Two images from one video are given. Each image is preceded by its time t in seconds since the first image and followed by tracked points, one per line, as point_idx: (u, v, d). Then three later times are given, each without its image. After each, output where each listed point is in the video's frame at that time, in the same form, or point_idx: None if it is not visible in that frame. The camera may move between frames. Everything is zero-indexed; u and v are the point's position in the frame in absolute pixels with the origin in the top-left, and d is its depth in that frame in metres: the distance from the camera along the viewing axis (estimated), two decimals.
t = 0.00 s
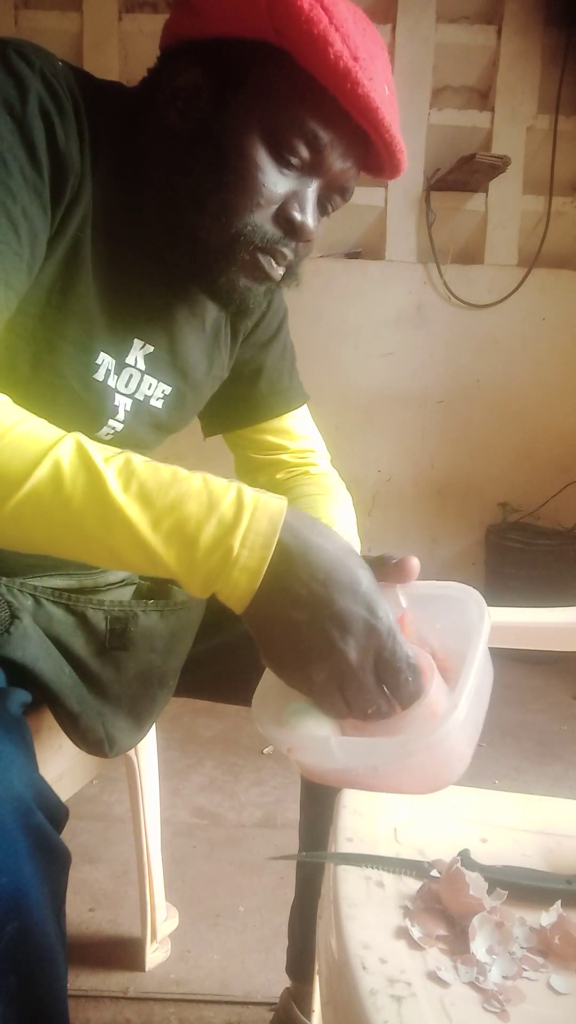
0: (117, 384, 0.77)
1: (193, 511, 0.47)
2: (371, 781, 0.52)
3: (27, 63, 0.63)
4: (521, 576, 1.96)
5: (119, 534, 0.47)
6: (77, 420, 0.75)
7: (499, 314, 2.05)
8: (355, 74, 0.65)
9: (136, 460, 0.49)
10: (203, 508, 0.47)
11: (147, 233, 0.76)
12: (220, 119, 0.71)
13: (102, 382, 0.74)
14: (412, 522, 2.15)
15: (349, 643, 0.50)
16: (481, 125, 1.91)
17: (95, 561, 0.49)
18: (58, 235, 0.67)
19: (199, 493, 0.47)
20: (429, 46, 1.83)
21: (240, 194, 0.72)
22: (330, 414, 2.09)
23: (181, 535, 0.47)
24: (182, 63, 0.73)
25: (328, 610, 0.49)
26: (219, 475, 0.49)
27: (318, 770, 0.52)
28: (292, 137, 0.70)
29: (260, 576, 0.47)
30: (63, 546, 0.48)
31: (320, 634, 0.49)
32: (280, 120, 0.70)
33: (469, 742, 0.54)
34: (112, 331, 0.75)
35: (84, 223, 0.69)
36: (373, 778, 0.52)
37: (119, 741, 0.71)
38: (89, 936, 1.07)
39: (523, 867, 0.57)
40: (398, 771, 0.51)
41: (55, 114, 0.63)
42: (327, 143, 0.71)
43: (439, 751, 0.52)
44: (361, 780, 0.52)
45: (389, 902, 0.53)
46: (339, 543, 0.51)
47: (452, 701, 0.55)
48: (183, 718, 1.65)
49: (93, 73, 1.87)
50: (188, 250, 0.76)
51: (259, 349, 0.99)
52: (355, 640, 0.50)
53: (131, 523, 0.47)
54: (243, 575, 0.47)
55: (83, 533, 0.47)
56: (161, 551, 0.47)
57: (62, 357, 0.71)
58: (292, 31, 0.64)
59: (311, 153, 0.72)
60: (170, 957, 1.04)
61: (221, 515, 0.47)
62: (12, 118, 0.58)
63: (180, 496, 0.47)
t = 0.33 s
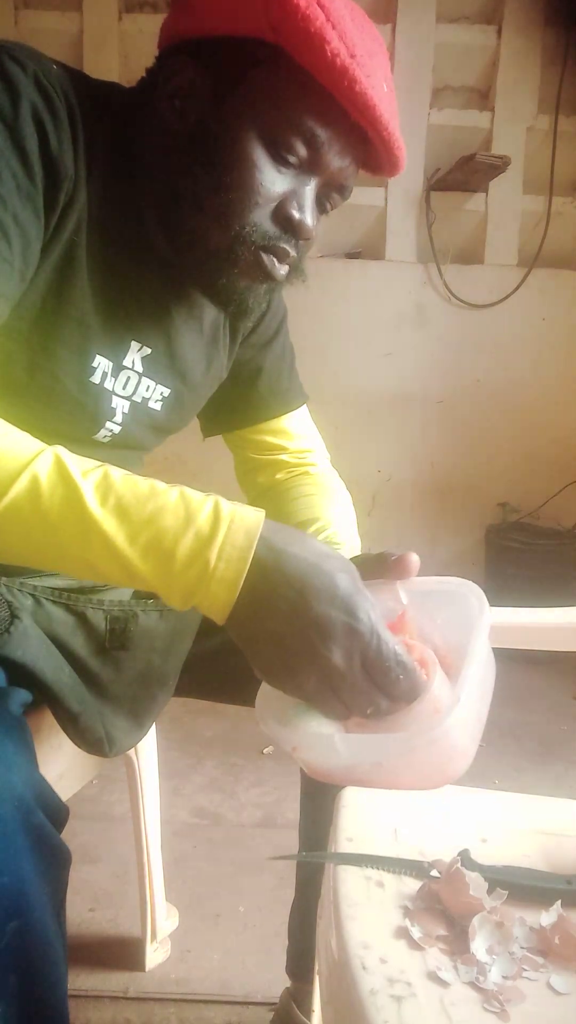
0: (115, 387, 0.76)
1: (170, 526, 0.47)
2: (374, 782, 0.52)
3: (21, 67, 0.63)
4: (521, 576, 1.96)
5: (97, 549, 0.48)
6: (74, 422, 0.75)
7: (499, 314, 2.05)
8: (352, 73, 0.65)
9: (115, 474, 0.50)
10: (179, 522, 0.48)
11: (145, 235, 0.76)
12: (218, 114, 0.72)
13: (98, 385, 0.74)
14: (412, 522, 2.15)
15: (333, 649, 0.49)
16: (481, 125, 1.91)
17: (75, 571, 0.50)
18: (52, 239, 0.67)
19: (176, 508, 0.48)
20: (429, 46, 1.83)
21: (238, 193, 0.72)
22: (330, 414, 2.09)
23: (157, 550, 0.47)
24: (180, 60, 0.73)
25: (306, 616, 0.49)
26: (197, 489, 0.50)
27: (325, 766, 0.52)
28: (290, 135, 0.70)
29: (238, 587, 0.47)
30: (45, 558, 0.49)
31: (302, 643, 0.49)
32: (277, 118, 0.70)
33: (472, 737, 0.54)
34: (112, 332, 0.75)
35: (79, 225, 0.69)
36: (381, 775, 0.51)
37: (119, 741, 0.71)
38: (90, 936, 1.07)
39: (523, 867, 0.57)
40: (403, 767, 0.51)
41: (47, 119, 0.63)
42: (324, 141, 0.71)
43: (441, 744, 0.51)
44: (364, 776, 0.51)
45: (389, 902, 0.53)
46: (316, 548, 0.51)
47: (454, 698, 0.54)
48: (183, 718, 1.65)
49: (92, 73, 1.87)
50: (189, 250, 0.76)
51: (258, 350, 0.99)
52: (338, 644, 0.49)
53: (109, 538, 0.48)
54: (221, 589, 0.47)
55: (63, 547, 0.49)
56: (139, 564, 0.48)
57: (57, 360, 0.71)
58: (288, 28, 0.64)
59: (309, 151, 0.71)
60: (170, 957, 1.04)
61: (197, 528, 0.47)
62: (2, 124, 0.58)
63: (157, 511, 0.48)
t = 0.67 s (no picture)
0: (114, 388, 0.76)
1: (173, 530, 0.47)
2: (376, 788, 0.51)
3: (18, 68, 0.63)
4: (521, 576, 1.96)
5: (102, 556, 0.48)
6: (74, 423, 0.75)
7: (499, 314, 2.05)
8: (334, 40, 0.65)
9: (118, 481, 0.50)
10: (183, 527, 0.47)
11: (140, 228, 0.74)
12: (203, 92, 0.70)
13: (97, 387, 0.74)
14: (412, 522, 2.15)
15: (330, 662, 0.49)
16: (482, 125, 1.91)
17: (79, 578, 0.50)
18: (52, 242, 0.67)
19: (179, 512, 0.48)
20: (429, 46, 1.83)
21: (222, 163, 0.70)
22: (330, 414, 2.09)
23: (161, 555, 0.47)
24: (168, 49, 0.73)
25: (303, 630, 0.49)
26: (200, 494, 0.49)
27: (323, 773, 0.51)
28: (275, 107, 0.69)
29: (242, 592, 0.47)
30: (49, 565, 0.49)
31: (298, 656, 0.49)
32: (262, 93, 0.69)
33: (466, 745, 0.54)
34: (111, 333, 0.75)
35: (76, 226, 0.69)
36: (377, 785, 0.51)
37: (120, 741, 0.72)
38: (90, 936, 1.07)
39: (522, 867, 0.57)
40: (398, 776, 0.51)
41: (44, 119, 0.63)
42: (311, 112, 0.70)
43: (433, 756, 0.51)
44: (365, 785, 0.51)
45: (389, 903, 0.53)
46: (316, 559, 0.51)
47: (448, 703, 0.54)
48: (183, 719, 1.65)
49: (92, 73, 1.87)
50: (177, 233, 0.73)
51: (258, 350, 0.99)
52: (335, 658, 0.49)
53: (114, 544, 0.48)
54: (225, 593, 0.47)
55: (68, 554, 0.49)
56: (143, 570, 0.48)
57: (58, 362, 0.71)
58: None
59: (295, 123, 0.70)
60: (170, 958, 1.04)
61: (201, 533, 0.47)
62: None
63: (159, 516, 0.48)
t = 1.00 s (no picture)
0: (108, 387, 0.76)
1: (168, 536, 0.47)
2: (368, 791, 0.52)
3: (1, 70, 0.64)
4: (522, 576, 1.96)
5: (98, 562, 0.48)
6: (69, 423, 0.75)
7: (499, 314, 2.05)
8: None
9: (111, 486, 0.50)
10: (178, 530, 0.48)
11: (110, 205, 0.71)
12: (164, 60, 0.69)
13: (92, 387, 0.74)
14: (412, 522, 2.16)
15: (321, 664, 0.49)
16: (481, 125, 1.91)
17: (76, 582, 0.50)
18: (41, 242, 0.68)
19: (173, 517, 0.48)
20: (429, 46, 1.83)
21: (176, 127, 0.68)
22: (330, 414, 2.09)
23: (156, 562, 0.47)
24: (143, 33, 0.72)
25: (295, 632, 0.48)
26: (195, 497, 0.50)
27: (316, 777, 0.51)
28: (231, 67, 0.67)
29: (238, 593, 0.47)
30: (46, 571, 0.50)
31: (290, 656, 0.49)
32: (217, 51, 0.67)
33: (459, 750, 0.56)
34: (102, 332, 0.74)
35: (64, 224, 0.69)
36: (369, 785, 0.52)
37: (119, 740, 0.72)
38: (90, 936, 1.07)
39: (522, 867, 0.57)
40: (389, 778, 0.52)
41: (29, 123, 0.64)
42: (267, 66, 0.67)
43: (420, 763, 0.53)
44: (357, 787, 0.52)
45: (389, 902, 0.53)
46: (312, 563, 0.50)
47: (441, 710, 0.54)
48: (183, 718, 1.65)
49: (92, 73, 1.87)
50: (142, 204, 0.69)
51: (258, 350, 0.99)
52: (327, 663, 0.49)
53: (110, 550, 0.48)
54: (221, 598, 0.47)
55: (65, 560, 0.49)
56: (139, 575, 0.48)
57: (50, 363, 0.70)
58: None
59: (252, 78, 0.68)
60: (170, 957, 1.04)
61: (196, 537, 0.47)
62: None
63: (154, 521, 0.48)
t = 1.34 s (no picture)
0: (105, 393, 0.76)
1: (153, 551, 0.47)
2: (368, 796, 0.51)
3: None
4: (522, 576, 1.96)
5: (85, 578, 0.49)
6: (66, 431, 0.75)
7: (499, 314, 2.05)
8: (303, 19, 0.59)
9: (97, 502, 0.50)
10: (162, 545, 0.47)
11: (116, 229, 0.72)
12: (174, 81, 0.67)
13: (87, 395, 0.74)
14: (412, 522, 2.16)
15: (312, 676, 0.49)
16: (481, 125, 1.91)
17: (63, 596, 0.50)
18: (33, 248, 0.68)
19: (159, 531, 0.48)
20: (428, 46, 1.83)
21: (189, 165, 0.68)
22: (330, 414, 2.09)
23: (142, 578, 0.48)
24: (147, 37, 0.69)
25: (285, 644, 0.48)
26: (180, 512, 0.49)
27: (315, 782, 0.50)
28: (245, 100, 0.65)
29: (225, 608, 0.47)
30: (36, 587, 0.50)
31: (280, 667, 0.49)
32: (229, 81, 0.65)
33: (460, 758, 0.55)
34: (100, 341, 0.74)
35: (58, 237, 0.69)
36: (372, 791, 0.50)
37: (118, 741, 0.72)
38: (90, 936, 1.07)
39: (522, 867, 0.57)
40: (391, 783, 0.51)
41: (20, 126, 0.63)
42: (284, 102, 0.65)
43: (420, 769, 0.51)
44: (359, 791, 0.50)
45: (389, 902, 0.53)
46: (299, 573, 0.50)
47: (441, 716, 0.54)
48: (183, 718, 1.65)
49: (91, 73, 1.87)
50: (148, 238, 0.71)
51: (260, 351, 0.99)
52: (318, 673, 0.49)
53: (96, 567, 0.48)
54: (208, 613, 0.47)
55: (52, 577, 0.49)
56: (124, 589, 0.48)
57: (46, 372, 0.70)
58: None
59: (266, 114, 0.66)
60: (170, 958, 1.04)
61: (181, 551, 0.47)
62: None
63: (139, 536, 0.48)
